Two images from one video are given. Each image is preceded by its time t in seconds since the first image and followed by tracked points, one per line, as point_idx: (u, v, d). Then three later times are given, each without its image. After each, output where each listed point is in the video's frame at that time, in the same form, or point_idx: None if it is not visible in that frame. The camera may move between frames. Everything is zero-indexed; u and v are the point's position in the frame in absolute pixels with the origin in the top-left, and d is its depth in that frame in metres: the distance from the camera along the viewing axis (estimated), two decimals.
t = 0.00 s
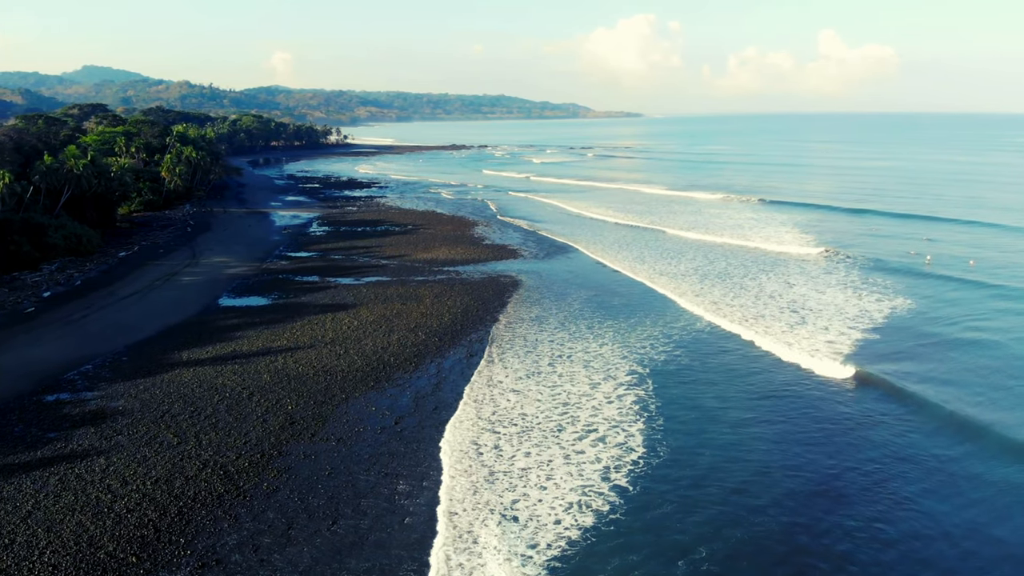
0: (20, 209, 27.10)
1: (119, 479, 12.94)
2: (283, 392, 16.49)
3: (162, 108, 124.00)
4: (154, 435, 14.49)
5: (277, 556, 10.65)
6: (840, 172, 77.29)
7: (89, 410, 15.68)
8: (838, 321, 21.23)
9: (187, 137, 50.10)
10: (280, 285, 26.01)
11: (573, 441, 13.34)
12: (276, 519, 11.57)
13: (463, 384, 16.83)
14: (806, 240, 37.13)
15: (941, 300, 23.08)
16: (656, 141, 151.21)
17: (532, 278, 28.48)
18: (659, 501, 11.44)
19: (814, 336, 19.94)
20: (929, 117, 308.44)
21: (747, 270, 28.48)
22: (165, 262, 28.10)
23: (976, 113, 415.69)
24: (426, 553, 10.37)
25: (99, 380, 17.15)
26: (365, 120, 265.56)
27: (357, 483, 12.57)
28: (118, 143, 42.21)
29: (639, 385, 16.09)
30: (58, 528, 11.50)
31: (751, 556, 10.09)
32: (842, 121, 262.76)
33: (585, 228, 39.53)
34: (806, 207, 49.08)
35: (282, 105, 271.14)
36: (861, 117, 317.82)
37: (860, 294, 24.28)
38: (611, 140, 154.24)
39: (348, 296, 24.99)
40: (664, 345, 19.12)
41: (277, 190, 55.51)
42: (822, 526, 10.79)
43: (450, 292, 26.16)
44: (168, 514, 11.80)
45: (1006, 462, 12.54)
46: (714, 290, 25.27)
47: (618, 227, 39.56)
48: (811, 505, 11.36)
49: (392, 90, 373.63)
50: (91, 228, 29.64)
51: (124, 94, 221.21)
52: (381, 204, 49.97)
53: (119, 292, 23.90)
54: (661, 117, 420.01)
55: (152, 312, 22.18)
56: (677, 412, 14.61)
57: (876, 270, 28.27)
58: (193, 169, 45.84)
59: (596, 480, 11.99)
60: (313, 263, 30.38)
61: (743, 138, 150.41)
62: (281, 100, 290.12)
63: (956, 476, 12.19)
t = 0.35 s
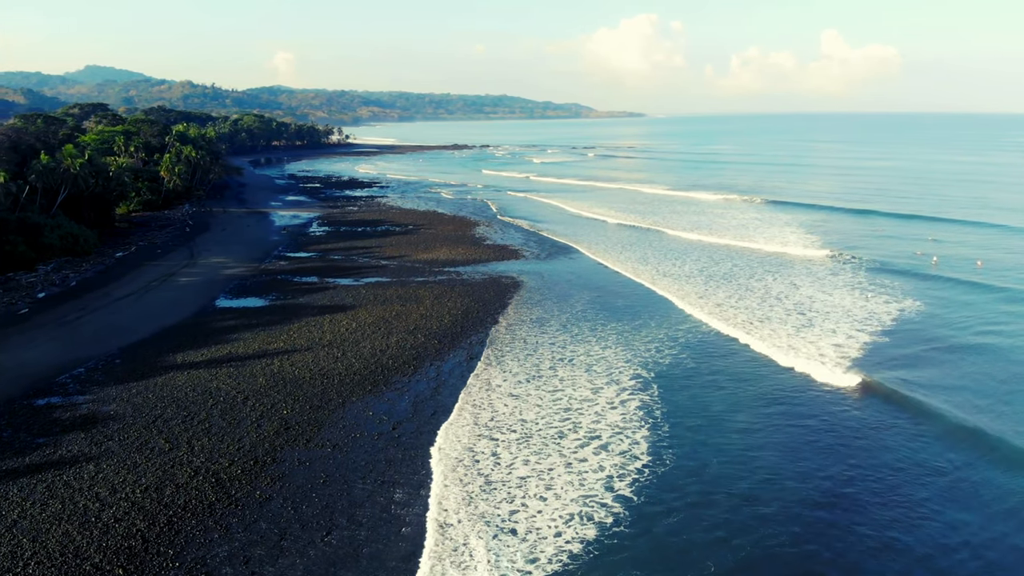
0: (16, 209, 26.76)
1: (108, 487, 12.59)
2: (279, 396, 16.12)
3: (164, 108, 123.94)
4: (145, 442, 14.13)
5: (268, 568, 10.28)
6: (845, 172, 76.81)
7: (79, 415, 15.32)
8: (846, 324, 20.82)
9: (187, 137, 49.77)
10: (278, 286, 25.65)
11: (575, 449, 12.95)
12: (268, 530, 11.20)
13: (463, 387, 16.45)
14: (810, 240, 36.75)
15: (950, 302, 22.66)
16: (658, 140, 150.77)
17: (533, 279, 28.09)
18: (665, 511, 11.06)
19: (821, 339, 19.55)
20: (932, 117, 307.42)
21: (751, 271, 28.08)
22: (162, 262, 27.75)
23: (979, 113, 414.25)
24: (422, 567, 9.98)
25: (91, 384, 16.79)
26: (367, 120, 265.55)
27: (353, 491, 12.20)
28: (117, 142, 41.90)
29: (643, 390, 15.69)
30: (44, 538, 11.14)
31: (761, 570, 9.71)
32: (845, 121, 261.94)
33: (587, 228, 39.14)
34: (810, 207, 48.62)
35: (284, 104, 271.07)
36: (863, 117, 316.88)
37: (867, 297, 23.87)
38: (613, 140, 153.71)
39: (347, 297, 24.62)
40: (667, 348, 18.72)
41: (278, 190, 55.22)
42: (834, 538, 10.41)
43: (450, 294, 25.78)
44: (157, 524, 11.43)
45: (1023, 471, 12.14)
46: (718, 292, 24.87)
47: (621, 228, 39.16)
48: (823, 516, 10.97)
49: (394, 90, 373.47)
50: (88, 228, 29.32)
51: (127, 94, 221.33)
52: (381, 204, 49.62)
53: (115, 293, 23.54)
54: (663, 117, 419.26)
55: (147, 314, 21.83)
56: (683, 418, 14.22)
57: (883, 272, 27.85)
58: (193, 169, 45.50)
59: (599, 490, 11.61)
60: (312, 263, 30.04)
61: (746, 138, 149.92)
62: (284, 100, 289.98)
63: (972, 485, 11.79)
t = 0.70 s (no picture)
0: (11, 208, 26.35)
1: (97, 495, 12.25)
2: (273, 400, 15.77)
3: (164, 107, 123.61)
4: (136, 448, 13.80)
5: None
6: (847, 171, 76.44)
7: (70, 419, 14.98)
8: (852, 327, 20.45)
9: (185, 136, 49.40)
10: (275, 287, 25.31)
11: (576, 456, 12.58)
12: (260, 540, 10.85)
13: (461, 391, 16.10)
14: (813, 241, 36.40)
15: (958, 305, 22.29)
16: (659, 140, 150.48)
17: (534, 280, 27.72)
18: (671, 523, 10.70)
19: (827, 342, 19.19)
20: (934, 116, 306.67)
21: (755, 272, 27.70)
22: (159, 262, 27.39)
23: (981, 112, 413.49)
24: None
25: (83, 387, 16.44)
26: (368, 120, 265.31)
27: (347, 500, 11.85)
28: (115, 142, 41.53)
29: (647, 394, 15.33)
30: (28, 548, 10.80)
31: None
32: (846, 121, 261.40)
33: (588, 228, 38.77)
34: (814, 208, 48.20)
35: (285, 104, 270.84)
36: (865, 117, 316.19)
37: (873, 298, 23.49)
38: (614, 140, 153.28)
39: (345, 299, 24.27)
40: (670, 351, 18.34)
41: (277, 190, 54.85)
42: (845, 552, 10.07)
43: (450, 295, 25.43)
44: (146, 534, 11.09)
45: None
46: (722, 294, 24.50)
47: (623, 228, 38.78)
48: (834, 528, 10.63)
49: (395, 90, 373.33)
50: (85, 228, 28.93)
51: (128, 94, 221.13)
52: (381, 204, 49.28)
53: (110, 294, 23.18)
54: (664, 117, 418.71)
55: (142, 315, 21.47)
56: (688, 424, 13.87)
57: (889, 273, 27.46)
58: (191, 168, 45.10)
59: (601, 500, 11.25)
60: (311, 264, 29.69)
61: (747, 138, 149.47)
62: (285, 100, 289.92)
63: (985, 496, 11.46)
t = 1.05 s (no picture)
0: (6, 207, 25.82)
1: (83, 504, 11.89)
2: (267, 404, 15.41)
3: (164, 107, 123.19)
4: (125, 454, 13.44)
5: None
6: (850, 171, 76.01)
7: (59, 425, 14.61)
8: (859, 330, 20.07)
9: (184, 135, 48.99)
10: (273, 288, 24.94)
11: (578, 465, 12.20)
12: (250, 552, 10.48)
13: (459, 396, 15.72)
14: (817, 242, 36.01)
15: (966, 308, 21.93)
16: (660, 141, 150.13)
17: (535, 282, 27.32)
18: (679, 535, 10.31)
19: (834, 346, 18.80)
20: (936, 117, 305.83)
21: (760, 274, 27.29)
22: (155, 262, 27.01)
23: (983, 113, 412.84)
24: None
25: (73, 391, 16.06)
26: (369, 120, 264.97)
27: (341, 509, 11.48)
28: (112, 141, 41.11)
29: (651, 400, 14.93)
30: (10, 560, 10.42)
31: None
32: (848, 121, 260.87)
33: (590, 229, 38.39)
34: (817, 208, 47.80)
35: (285, 104, 270.50)
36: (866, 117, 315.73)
37: (880, 301, 23.08)
38: (615, 140, 153.13)
39: (343, 300, 23.89)
40: (675, 355, 17.94)
41: (277, 190, 54.40)
42: (860, 567, 9.69)
43: (450, 296, 25.06)
44: (132, 545, 10.72)
45: None
46: (727, 296, 24.10)
47: (624, 229, 38.37)
48: (849, 541, 10.25)
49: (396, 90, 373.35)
50: (81, 228, 28.45)
51: (129, 94, 220.80)
52: (381, 204, 48.91)
53: (104, 294, 22.77)
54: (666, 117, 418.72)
55: (137, 316, 21.09)
56: (694, 431, 13.48)
57: (895, 275, 27.10)
58: (190, 168, 44.64)
59: (604, 511, 10.86)
60: (309, 265, 29.32)
61: (748, 138, 149.14)
62: (286, 99, 289.70)
63: (1003, 507, 11.09)
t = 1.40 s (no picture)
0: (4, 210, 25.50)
1: (73, 516, 11.55)
2: (263, 413, 15.08)
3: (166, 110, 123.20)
4: (117, 464, 13.11)
5: None
6: (855, 174, 75.61)
7: (51, 433, 14.29)
8: (869, 336, 19.69)
9: (185, 138, 48.77)
10: (273, 293, 24.64)
11: (582, 477, 11.83)
12: (243, 568, 10.13)
13: (460, 404, 15.35)
14: (823, 246, 35.61)
15: (976, 314, 21.56)
16: (663, 144, 149.90)
17: (538, 286, 26.95)
18: (688, 551, 9.95)
19: (844, 353, 18.42)
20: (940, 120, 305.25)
21: (766, 279, 26.90)
22: (155, 265, 26.71)
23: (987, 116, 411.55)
24: None
25: (67, 398, 15.74)
26: (372, 123, 265.09)
27: (338, 522, 11.13)
28: (113, 144, 40.89)
29: (657, 409, 14.56)
30: None
31: None
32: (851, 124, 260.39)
33: (593, 233, 38.05)
34: (823, 212, 47.42)
35: (288, 107, 270.91)
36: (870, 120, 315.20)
37: (889, 307, 22.69)
38: (618, 143, 152.64)
39: (343, 305, 23.57)
40: (681, 363, 17.56)
41: (279, 194, 54.17)
42: None
43: (452, 300, 24.72)
44: (122, 560, 10.38)
45: None
46: (733, 301, 23.71)
47: (628, 233, 38.01)
48: (864, 556, 9.87)
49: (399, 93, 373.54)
50: (80, 231, 28.13)
51: (133, 97, 221.18)
52: (384, 207, 48.62)
53: (102, 298, 22.46)
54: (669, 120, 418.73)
55: (134, 320, 20.78)
56: (702, 441, 13.13)
57: (903, 279, 26.71)
58: (191, 171, 44.37)
59: (609, 526, 10.50)
60: (310, 269, 29.03)
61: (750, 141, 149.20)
62: (289, 103, 290.30)
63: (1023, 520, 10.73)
